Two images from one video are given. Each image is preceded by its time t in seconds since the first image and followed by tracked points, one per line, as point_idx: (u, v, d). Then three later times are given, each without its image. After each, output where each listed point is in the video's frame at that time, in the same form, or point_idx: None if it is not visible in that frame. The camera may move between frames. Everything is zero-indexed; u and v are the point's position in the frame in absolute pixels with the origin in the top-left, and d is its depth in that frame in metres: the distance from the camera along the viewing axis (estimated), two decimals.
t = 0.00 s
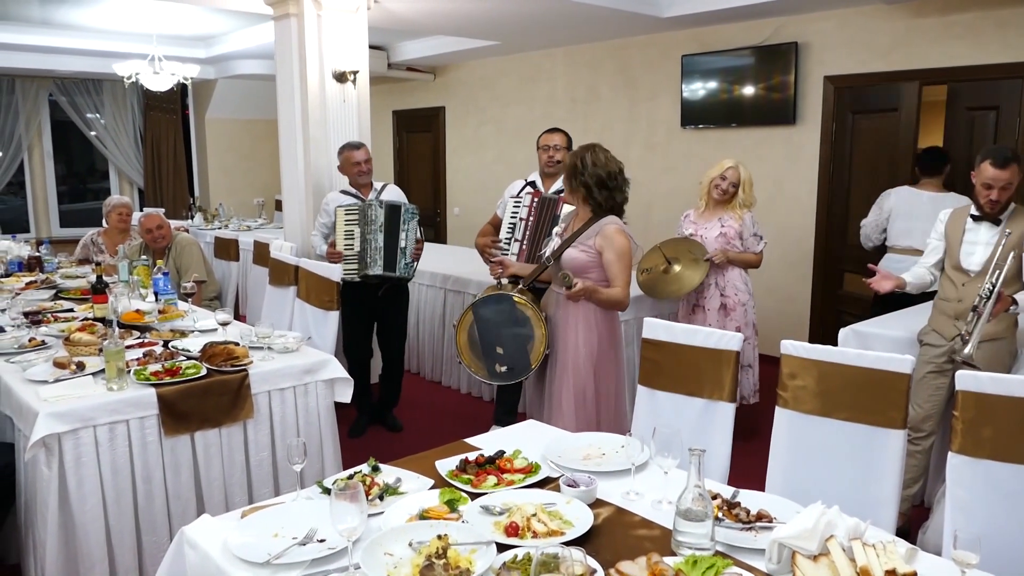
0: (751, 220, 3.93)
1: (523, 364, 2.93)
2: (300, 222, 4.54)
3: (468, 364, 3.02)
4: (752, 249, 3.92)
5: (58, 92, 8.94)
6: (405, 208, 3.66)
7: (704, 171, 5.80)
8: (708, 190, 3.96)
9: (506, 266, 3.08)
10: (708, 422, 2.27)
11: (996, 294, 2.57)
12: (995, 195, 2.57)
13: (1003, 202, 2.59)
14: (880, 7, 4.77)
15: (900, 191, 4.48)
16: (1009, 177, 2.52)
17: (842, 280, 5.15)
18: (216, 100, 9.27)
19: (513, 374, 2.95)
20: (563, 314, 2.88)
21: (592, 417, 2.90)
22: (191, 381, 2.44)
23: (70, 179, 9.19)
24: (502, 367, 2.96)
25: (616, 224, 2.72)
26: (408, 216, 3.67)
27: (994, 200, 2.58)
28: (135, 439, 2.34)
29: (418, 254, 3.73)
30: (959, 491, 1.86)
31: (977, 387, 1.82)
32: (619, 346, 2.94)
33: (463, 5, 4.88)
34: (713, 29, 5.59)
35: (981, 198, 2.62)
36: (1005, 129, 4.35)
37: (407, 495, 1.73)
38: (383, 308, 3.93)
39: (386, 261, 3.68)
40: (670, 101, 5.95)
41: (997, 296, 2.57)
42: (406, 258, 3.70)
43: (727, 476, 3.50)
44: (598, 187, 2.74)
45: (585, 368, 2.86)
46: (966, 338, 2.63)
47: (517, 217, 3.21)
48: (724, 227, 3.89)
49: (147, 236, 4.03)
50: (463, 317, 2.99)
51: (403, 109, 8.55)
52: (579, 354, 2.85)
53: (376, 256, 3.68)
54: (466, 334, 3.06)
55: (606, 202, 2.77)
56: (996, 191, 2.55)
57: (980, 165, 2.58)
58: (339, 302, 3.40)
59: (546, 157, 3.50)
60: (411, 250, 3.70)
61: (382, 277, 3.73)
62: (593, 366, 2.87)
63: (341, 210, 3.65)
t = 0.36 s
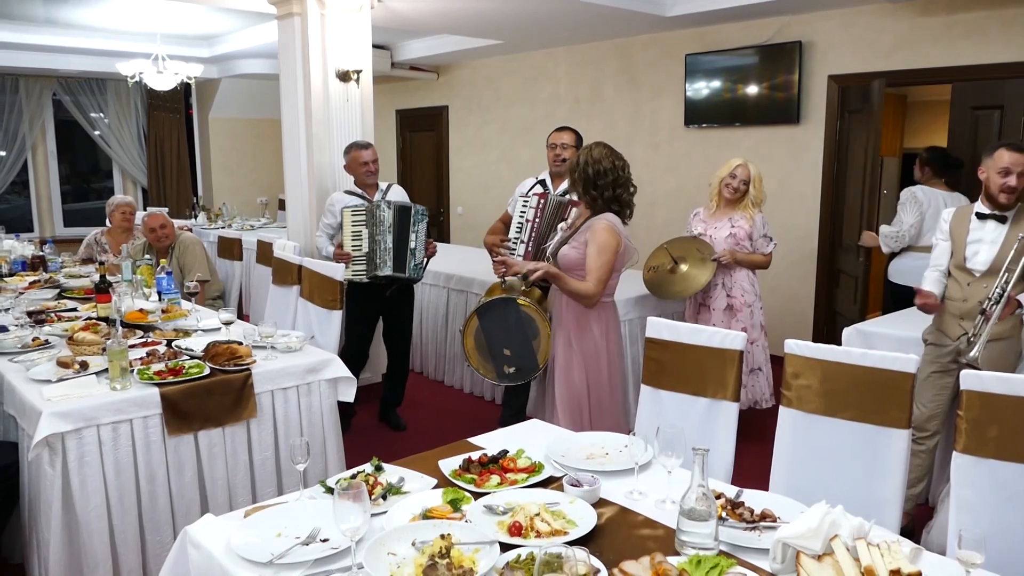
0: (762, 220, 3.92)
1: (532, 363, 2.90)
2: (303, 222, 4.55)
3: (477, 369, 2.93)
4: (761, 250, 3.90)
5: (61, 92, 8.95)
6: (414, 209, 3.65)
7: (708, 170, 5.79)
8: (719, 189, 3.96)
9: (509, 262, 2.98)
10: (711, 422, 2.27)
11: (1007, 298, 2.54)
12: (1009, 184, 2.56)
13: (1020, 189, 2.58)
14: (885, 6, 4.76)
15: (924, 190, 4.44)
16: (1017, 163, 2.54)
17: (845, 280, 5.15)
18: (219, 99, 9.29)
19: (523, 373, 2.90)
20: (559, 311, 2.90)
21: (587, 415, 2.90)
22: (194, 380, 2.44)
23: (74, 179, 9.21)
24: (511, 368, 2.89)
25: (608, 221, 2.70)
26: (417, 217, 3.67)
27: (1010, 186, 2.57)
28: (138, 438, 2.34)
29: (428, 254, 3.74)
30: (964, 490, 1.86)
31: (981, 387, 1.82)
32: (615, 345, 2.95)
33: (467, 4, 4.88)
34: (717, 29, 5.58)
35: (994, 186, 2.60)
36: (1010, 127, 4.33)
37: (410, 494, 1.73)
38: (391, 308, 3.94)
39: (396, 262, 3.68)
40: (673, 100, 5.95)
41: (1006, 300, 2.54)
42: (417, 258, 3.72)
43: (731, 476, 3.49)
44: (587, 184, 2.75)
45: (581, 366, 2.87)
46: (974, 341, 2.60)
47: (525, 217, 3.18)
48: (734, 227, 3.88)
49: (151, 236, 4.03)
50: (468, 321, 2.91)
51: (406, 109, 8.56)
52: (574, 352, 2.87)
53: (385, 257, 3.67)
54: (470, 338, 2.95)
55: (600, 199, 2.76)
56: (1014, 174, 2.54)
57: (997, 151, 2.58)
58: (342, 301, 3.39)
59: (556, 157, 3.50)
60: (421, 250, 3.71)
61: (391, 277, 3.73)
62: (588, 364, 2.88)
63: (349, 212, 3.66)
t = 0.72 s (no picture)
0: (769, 223, 3.94)
1: (532, 364, 2.93)
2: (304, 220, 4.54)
3: (478, 369, 2.99)
4: (766, 251, 3.93)
5: (63, 89, 8.94)
6: (406, 206, 3.68)
7: (710, 169, 5.79)
8: (724, 188, 3.96)
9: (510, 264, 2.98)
10: (713, 421, 2.27)
11: None
12: (1012, 182, 2.56)
13: None
14: (888, 6, 4.75)
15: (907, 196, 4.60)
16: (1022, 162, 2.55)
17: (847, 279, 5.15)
18: (221, 97, 9.29)
19: (523, 374, 2.95)
20: (559, 310, 2.89)
21: (587, 415, 2.89)
22: (196, 378, 2.44)
23: (75, 176, 9.21)
24: (511, 369, 2.95)
25: (606, 218, 2.70)
26: (411, 213, 3.69)
27: (1012, 186, 2.57)
28: (140, 436, 2.34)
29: (423, 248, 3.78)
30: (966, 490, 1.86)
31: (983, 387, 1.82)
32: (616, 344, 2.94)
33: (468, 3, 4.88)
34: (719, 28, 5.57)
35: (997, 187, 2.60)
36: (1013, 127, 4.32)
37: (413, 493, 1.73)
38: (388, 307, 3.97)
39: (393, 260, 3.69)
40: (675, 99, 5.94)
41: None
42: (414, 255, 3.73)
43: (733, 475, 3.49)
44: (584, 183, 2.75)
45: (581, 365, 2.86)
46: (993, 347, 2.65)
47: (521, 213, 3.17)
48: (742, 228, 3.88)
49: (153, 233, 4.03)
50: (468, 322, 2.98)
51: (408, 108, 8.56)
52: (575, 352, 2.86)
53: (383, 256, 3.67)
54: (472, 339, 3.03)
55: (597, 197, 2.76)
56: (1016, 174, 2.56)
57: (999, 151, 2.60)
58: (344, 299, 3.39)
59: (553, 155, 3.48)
60: (417, 246, 3.73)
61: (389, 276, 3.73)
62: (589, 364, 2.87)
63: (340, 211, 3.63)
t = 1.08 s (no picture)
0: (771, 223, 3.94)
1: (532, 366, 2.92)
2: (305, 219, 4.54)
3: (478, 372, 2.94)
4: (767, 252, 3.92)
5: (63, 87, 8.94)
6: (398, 211, 3.67)
7: (711, 170, 5.79)
8: (721, 188, 3.96)
9: (507, 266, 3.06)
10: (714, 422, 2.27)
11: None
12: (1011, 182, 2.57)
13: None
14: (889, 6, 4.75)
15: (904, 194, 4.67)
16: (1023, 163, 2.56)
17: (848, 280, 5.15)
18: (221, 96, 9.30)
19: (524, 376, 2.94)
20: (562, 311, 2.88)
21: (590, 415, 2.89)
22: (196, 376, 2.44)
23: (76, 174, 9.21)
24: (512, 371, 2.93)
25: (612, 218, 2.71)
26: (403, 218, 3.69)
27: (1013, 186, 2.58)
28: (141, 434, 2.34)
29: (413, 253, 3.78)
30: (966, 491, 1.86)
31: (983, 387, 1.82)
32: (618, 344, 2.95)
33: (469, 2, 4.88)
34: (720, 28, 5.58)
35: (998, 188, 2.61)
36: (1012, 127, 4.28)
37: (413, 492, 1.73)
38: (376, 309, 3.96)
39: (384, 264, 3.70)
40: (676, 99, 5.95)
41: None
42: (404, 260, 3.75)
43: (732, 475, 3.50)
44: (586, 184, 2.74)
45: (583, 366, 2.86)
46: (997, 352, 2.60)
47: (514, 212, 3.18)
48: (746, 228, 3.89)
49: (154, 231, 4.04)
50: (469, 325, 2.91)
51: (408, 107, 8.55)
52: (577, 352, 2.86)
53: (374, 261, 3.68)
54: (471, 342, 2.97)
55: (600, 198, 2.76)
56: (1016, 175, 2.57)
57: (999, 152, 2.61)
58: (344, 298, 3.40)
59: (551, 156, 3.48)
60: (407, 251, 3.74)
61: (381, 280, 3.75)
62: (590, 364, 2.87)
63: (328, 214, 3.61)
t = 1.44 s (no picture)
0: (768, 222, 3.92)
1: (533, 366, 2.96)
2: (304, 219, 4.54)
3: (478, 374, 2.98)
4: (765, 252, 3.92)
5: (63, 87, 8.94)
6: (400, 210, 3.66)
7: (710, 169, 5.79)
8: (717, 188, 3.96)
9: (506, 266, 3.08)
10: (713, 421, 2.27)
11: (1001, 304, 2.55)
12: (976, 177, 2.67)
13: (993, 183, 2.64)
14: (887, 5, 4.76)
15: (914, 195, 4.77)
16: (995, 159, 2.63)
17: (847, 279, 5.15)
18: (221, 96, 9.29)
19: (525, 377, 2.98)
20: (565, 312, 2.89)
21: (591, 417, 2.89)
22: (196, 377, 2.44)
23: (75, 175, 9.21)
24: (512, 373, 2.96)
25: (615, 219, 2.73)
26: (404, 217, 3.68)
27: (979, 181, 2.66)
28: (140, 435, 2.35)
29: (414, 253, 3.76)
30: (964, 489, 1.86)
31: (981, 385, 1.83)
32: (620, 347, 2.95)
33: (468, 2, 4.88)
34: (719, 27, 5.58)
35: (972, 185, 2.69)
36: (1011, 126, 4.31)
37: (412, 492, 1.73)
38: (375, 307, 3.97)
39: (383, 262, 3.69)
40: (676, 98, 5.94)
41: (1002, 306, 2.55)
42: (404, 259, 3.74)
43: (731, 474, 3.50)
44: (585, 185, 2.75)
45: (584, 367, 2.87)
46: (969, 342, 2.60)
47: (511, 214, 3.16)
48: (743, 228, 3.89)
49: (153, 232, 4.04)
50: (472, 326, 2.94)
51: (408, 107, 8.55)
52: (579, 353, 2.86)
53: (373, 259, 3.68)
54: (473, 341, 3.00)
55: (599, 199, 2.77)
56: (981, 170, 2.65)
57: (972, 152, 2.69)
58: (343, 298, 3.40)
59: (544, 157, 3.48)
60: (407, 250, 3.73)
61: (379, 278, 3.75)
62: (592, 365, 2.87)
63: (329, 210, 3.63)
